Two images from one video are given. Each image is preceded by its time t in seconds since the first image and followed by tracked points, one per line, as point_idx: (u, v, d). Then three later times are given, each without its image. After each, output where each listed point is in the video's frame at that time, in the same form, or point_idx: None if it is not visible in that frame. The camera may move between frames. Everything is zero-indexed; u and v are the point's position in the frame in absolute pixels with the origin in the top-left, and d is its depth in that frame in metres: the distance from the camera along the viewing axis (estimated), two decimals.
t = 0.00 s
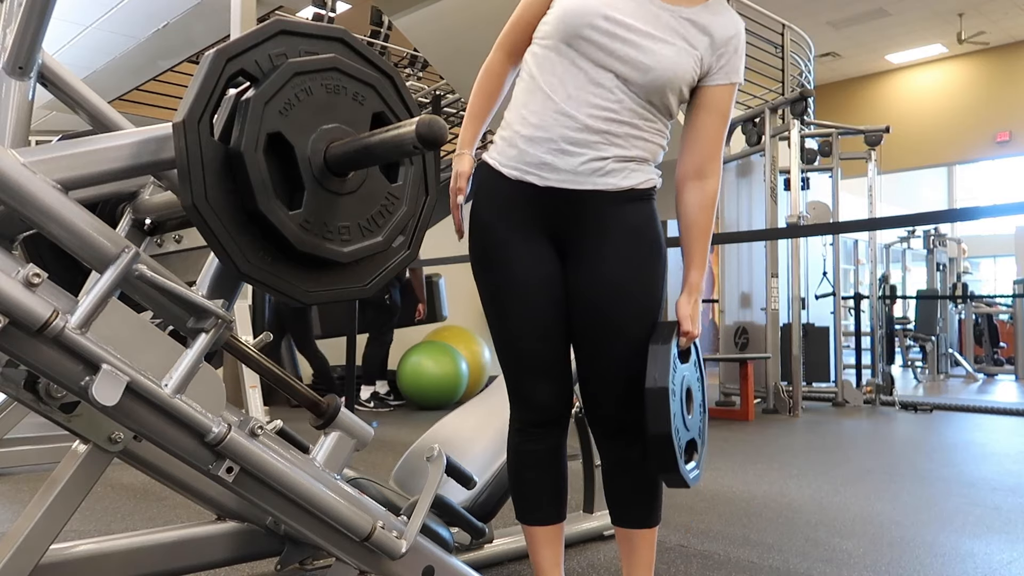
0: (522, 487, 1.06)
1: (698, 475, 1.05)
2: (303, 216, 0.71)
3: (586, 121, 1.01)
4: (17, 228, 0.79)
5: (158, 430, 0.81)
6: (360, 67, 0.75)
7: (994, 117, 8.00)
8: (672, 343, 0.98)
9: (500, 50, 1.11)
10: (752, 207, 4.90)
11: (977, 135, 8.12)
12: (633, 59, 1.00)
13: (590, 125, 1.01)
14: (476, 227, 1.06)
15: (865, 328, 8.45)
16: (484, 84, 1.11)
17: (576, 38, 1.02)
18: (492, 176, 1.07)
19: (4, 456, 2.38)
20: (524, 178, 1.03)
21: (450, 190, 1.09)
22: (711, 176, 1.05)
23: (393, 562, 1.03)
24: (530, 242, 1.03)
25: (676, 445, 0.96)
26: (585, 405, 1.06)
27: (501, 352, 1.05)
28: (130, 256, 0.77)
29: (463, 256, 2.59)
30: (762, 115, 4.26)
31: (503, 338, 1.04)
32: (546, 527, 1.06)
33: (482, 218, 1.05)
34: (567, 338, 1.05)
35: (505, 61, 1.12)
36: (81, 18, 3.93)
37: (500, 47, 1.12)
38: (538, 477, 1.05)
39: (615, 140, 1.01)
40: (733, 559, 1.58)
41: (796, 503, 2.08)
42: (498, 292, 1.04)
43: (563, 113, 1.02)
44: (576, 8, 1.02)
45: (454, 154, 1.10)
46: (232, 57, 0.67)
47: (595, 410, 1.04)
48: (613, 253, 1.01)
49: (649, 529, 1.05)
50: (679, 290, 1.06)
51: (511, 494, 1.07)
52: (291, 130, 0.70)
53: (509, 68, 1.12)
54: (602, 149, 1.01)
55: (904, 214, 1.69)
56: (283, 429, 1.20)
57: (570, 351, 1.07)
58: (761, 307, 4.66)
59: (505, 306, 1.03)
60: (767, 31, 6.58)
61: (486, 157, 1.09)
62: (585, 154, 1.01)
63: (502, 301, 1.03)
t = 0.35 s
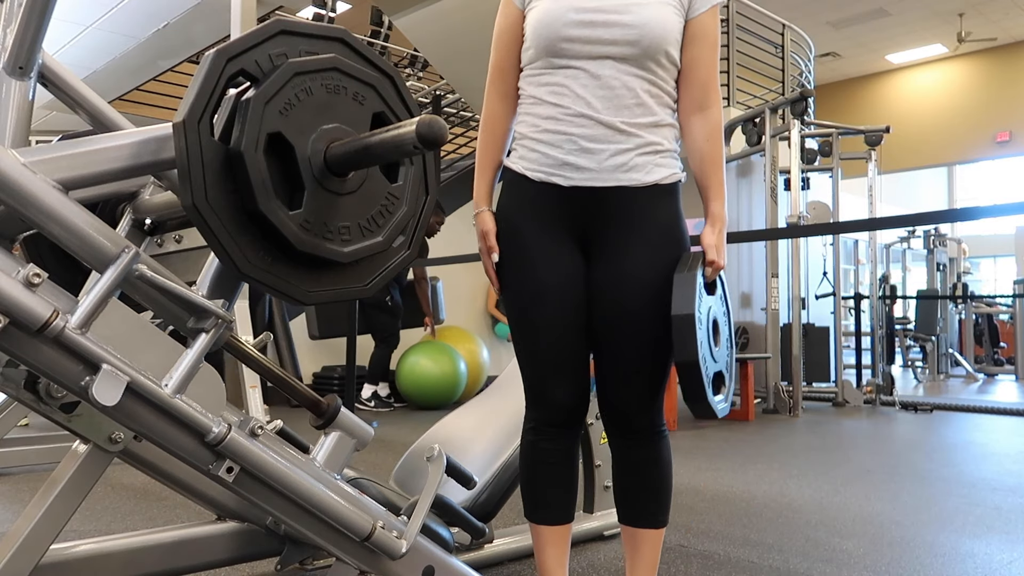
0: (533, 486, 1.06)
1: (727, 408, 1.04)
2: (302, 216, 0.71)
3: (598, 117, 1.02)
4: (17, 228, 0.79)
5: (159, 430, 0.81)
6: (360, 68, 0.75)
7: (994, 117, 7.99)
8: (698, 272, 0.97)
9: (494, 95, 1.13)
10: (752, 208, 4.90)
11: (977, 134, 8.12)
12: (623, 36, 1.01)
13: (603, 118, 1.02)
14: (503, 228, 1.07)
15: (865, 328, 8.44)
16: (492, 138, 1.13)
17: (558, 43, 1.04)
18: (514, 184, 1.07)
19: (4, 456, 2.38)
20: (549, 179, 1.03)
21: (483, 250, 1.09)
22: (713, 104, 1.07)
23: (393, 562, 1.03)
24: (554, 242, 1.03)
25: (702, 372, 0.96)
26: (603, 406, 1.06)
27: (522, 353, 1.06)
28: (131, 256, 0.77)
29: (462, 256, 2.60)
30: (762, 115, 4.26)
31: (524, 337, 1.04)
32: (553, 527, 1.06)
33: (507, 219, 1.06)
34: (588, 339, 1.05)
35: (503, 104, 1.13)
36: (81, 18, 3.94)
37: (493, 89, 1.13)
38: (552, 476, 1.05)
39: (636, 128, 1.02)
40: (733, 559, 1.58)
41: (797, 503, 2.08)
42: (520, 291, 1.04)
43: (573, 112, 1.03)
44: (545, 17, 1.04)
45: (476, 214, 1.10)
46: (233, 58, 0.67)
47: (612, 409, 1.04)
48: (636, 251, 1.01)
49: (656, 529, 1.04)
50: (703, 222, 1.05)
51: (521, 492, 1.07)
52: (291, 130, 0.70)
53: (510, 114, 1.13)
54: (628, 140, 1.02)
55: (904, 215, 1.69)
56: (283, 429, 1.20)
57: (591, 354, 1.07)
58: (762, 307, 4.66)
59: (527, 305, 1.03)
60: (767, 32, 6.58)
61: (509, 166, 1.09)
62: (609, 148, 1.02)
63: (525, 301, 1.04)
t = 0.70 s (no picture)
0: (540, 485, 1.06)
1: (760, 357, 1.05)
2: (302, 216, 0.71)
3: (606, 112, 1.02)
4: (17, 228, 0.79)
5: (159, 430, 0.81)
6: (360, 67, 0.75)
7: (994, 116, 7.99)
8: (719, 222, 0.98)
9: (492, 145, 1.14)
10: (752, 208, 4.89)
11: (977, 134, 8.12)
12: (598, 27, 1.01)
13: (611, 110, 1.02)
14: (519, 227, 1.08)
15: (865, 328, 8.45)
16: (497, 188, 1.13)
17: (538, 63, 1.05)
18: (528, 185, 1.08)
19: (4, 456, 2.38)
20: (564, 179, 1.04)
21: (508, 302, 1.12)
22: (699, 56, 1.05)
23: (393, 562, 1.03)
24: (568, 241, 1.04)
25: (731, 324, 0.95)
26: (614, 407, 1.06)
27: (535, 356, 1.06)
28: (131, 256, 0.77)
29: (462, 256, 2.60)
30: (762, 115, 4.25)
31: (537, 339, 1.05)
32: (557, 527, 1.06)
33: (523, 219, 1.07)
34: (603, 339, 1.05)
35: (502, 152, 1.14)
36: (81, 18, 3.94)
37: (490, 140, 1.15)
38: (560, 476, 1.05)
39: (644, 118, 1.02)
40: (733, 559, 1.58)
41: (797, 503, 2.08)
42: (535, 290, 1.05)
43: (578, 115, 1.03)
44: (519, 48, 1.06)
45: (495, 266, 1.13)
46: (233, 57, 0.67)
47: (622, 409, 1.04)
48: (651, 248, 1.00)
49: (661, 532, 1.04)
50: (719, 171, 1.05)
51: (529, 492, 1.07)
52: (291, 130, 0.70)
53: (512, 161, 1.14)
54: (637, 132, 1.01)
55: (905, 215, 1.69)
56: (283, 429, 1.19)
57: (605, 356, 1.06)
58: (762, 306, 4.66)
59: (542, 304, 1.04)
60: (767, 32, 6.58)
61: (526, 170, 1.09)
62: (618, 141, 1.01)
63: (540, 300, 1.04)
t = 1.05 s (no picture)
0: (543, 485, 1.06)
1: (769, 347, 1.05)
2: (303, 216, 0.71)
3: (611, 112, 1.02)
4: (17, 227, 0.79)
5: (158, 429, 0.81)
6: (360, 67, 0.75)
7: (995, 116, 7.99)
8: (724, 209, 0.98)
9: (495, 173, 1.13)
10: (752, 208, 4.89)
11: (977, 134, 8.12)
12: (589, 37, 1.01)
13: (615, 108, 1.02)
14: (527, 224, 1.08)
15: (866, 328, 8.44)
16: (500, 209, 1.13)
17: (534, 78, 1.05)
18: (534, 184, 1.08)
19: (4, 456, 2.39)
20: (570, 178, 1.03)
21: (514, 325, 1.10)
22: (692, 47, 1.06)
23: (393, 562, 1.03)
24: (574, 241, 1.03)
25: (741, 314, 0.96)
26: (619, 407, 1.06)
27: (539, 356, 1.06)
28: (131, 256, 0.77)
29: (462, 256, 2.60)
30: (762, 115, 4.25)
31: (543, 337, 1.05)
32: (559, 527, 1.06)
33: (529, 219, 1.07)
34: (608, 339, 1.05)
35: (501, 175, 1.13)
36: (81, 18, 3.93)
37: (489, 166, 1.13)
38: (564, 477, 1.05)
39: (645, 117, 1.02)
40: (733, 559, 1.58)
41: (797, 503, 2.08)
42: (540, 291, 1.05)
43: (579, 117, 1.04)
44: (513, 67, 1.06)
45: (502, 288, 1.12)
46: (233, 58, 0.67)
47: (627, 408, 1.04)
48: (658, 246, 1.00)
49: (663, 532, 1.04)
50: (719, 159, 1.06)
51: (531, 492, 1.07)
52: (291, 130, 0.70)
53: (512, 181, 1.13)
54: (638, 129, 1.02)
55: (905, 215, 1.69)
56: (284, 429, 1.19)
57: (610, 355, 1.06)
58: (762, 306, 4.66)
59: (548, 304, 1.04)
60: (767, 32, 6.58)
61: (529, 174, 1.09)
62: (622, 139, 1.01)
63: (546, 300, 1.04)
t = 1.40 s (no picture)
0: (536, 486, 1.06)
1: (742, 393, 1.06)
2: (303, 217, 0.71)
3: (602, 112, 1.02)
4: (17, 228, 0.79)
5: (159, 429, 0.81)
6: (359, 67, 0.75)
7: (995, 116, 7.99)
8: (712, 255, 0.96)
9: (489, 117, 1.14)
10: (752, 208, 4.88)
11: (977, 134, 8.12)
12: (604, 40, 1.02)
13: (603, 112, 1.02)
14: (511, 223, 1.07)
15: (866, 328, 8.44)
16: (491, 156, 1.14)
17: (546, 54, 1.05)
18: (522, 182, 1.08)
19: (4, 456, 2.39)
20: (553, 176, 1.04)
21: (492, 263, 1.11)
22: (708, 84, 1.06)
23: (394, 562, 1.03)
24: (557, 240, 1.03)
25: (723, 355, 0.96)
26: (608, 408, 1.05)
27: (527, 353, 1.06)
28: (131, 256, 0.77)
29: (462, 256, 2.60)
30: (762, 115, 4.25)
31: (530, 335, 1.05)
32: (556, 527, 1.06)
33: (512, 217, 1.07)
34: (594, 338, 1.05)
35: (497, 123, 1.14)
36: (81, 18, 3.93)
37: (489, 111, 1.15)
38: (556, 477, 1.05)
39: (637, 122, 1.02)
40: (733, 559, 1.58)
41: (797, 503, 2.08)
42: (525, 289, 1.05)
43: (570, 112, 1.04)
44: (530, 33, 1.05)
45: (482, 228, 1.13)
46: (233, 58, 0.67)
47: (617, 408, 1.04)
48: (642, 247, 1.00)
49: (659, 532, 1.04)
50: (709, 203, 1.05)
51: (525, 493, 1.07)
52: (291, 130, 0.70)
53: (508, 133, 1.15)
54: (628, 134, 1.01)
55: (905, 215, 1.69)
56: (284, 429, 1.19)
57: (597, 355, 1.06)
58: (762, 306, 4.65)
59: (533, 303, 1.04)
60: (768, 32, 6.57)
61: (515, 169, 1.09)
62: (608, 141, 1.01)
63: (530, 298, 1.04)
